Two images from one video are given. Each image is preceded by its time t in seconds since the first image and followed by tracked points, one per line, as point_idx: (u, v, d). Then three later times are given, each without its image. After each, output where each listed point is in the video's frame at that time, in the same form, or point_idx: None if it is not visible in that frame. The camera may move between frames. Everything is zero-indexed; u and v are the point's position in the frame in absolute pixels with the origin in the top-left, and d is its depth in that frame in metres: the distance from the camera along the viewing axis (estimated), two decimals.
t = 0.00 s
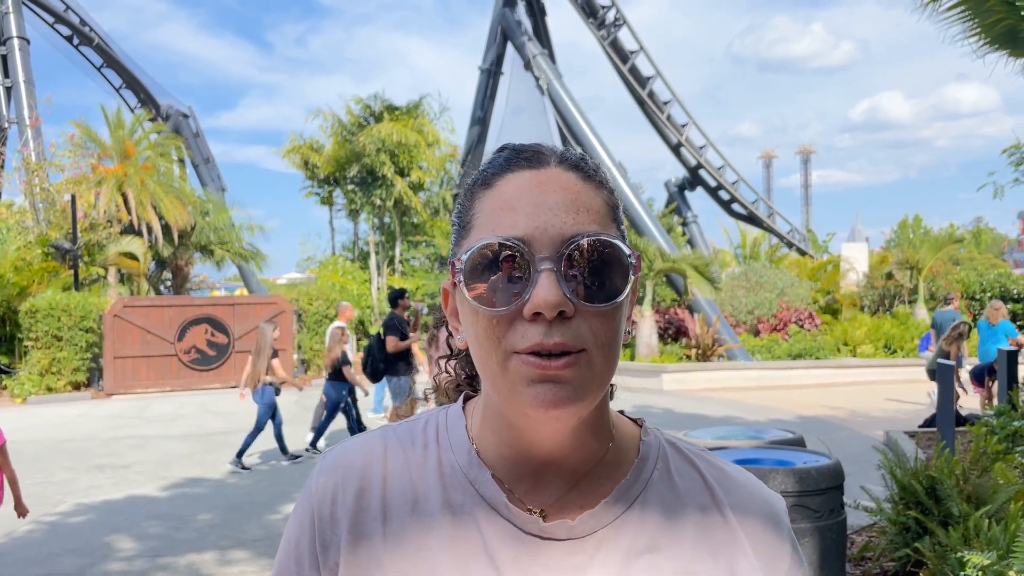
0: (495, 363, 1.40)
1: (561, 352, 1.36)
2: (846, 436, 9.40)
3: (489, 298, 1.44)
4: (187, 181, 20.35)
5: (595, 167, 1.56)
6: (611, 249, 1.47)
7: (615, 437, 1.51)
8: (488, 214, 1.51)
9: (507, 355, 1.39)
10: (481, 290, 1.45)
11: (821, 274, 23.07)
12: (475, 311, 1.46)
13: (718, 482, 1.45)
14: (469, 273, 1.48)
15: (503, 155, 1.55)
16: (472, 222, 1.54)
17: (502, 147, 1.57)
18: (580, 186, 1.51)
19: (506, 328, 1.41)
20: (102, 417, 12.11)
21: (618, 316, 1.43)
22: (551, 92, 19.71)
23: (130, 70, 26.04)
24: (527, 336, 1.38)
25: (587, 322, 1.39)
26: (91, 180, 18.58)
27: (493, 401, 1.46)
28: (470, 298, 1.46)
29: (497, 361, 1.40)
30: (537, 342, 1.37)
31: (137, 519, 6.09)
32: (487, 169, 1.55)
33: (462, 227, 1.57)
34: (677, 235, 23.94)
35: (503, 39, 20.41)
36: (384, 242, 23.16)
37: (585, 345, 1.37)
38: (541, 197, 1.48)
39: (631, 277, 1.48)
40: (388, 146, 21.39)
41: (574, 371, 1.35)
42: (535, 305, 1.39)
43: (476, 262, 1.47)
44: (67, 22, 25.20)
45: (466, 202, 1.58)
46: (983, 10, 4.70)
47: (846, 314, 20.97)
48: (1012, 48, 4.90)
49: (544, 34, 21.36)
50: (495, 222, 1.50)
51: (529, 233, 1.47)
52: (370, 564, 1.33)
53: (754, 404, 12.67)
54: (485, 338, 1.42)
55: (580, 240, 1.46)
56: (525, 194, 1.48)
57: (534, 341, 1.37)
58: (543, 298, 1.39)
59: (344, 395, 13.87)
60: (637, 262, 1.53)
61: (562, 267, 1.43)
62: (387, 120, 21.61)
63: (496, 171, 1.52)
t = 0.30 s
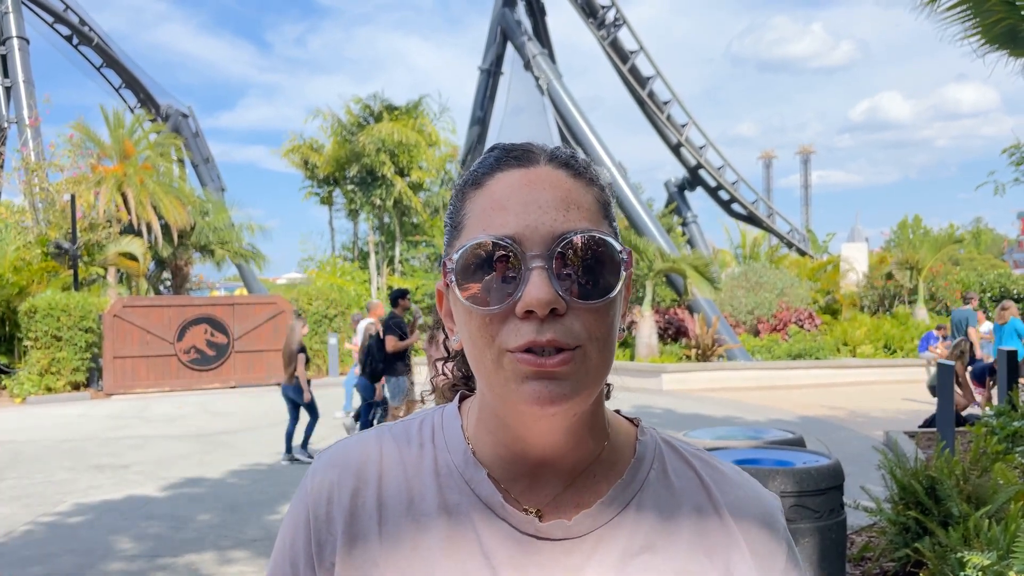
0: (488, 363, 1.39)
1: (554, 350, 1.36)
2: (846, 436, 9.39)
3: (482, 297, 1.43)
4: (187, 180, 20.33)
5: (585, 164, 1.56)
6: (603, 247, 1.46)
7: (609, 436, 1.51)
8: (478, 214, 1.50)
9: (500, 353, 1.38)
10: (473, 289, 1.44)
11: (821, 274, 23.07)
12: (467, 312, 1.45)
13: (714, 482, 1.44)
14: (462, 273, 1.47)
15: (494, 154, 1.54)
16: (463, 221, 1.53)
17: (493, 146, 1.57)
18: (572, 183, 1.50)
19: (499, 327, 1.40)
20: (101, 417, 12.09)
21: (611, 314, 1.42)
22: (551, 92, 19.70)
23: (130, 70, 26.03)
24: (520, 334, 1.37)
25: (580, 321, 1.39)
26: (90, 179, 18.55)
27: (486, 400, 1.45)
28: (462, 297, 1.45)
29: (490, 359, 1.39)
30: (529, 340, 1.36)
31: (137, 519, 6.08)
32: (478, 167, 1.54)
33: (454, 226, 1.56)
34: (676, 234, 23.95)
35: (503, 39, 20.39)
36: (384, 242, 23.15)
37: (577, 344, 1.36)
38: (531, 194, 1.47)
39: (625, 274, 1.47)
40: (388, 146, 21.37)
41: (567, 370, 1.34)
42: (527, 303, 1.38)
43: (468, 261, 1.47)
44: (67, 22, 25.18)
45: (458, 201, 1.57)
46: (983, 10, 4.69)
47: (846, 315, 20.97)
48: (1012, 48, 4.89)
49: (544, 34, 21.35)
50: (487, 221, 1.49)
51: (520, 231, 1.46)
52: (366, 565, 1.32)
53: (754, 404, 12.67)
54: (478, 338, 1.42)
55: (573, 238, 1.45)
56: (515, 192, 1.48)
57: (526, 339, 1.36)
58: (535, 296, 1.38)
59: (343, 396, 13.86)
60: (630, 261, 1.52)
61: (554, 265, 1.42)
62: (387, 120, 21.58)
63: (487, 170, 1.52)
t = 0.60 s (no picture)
0: (485, 364, 1.38)
1: (550, 351, 1.35)
2: (845, 436, 9.38)
3: (478, 297, 1.42)
4: (186, 181, 20.32)
5: (583, 162, 1.55)
6: (599, 247, 1.46)
7: (605, 437, 1.50)
8: (475, 213, 1.49)
9: (495, 357, 1.38)
10: (469, 288, 1.44)
11: (821, 274, 23.05)
12: (464, 311, 1.44)
13: (709, 480, 1.43)
14: (458, 271, 1.46)
15: (491, 153, 1.53)
16: (459, 221, 1.52)
17: (490, 144, 1.56)
18: (568, 183, 1.49)
19: (496, 328, 1.39)
20: (101, 417, 12.09)
21: (606, 316, 1.42)
22: (550, 92, 19.69)
23: (130, 70, 26.01)
24: (516, 336, 1.37)
25: (576, 323, 1.38)
26: (90, 180, 18.55)
27: (481, 402, 1.45)
28: (458, 296, 1.44)
29: (485, 362, 1.38)
30: (526, 341, 1.36)
31: (136, 519, 6.08)
32: (474, 166, 1.53)
33: (450, 226, 1.56)
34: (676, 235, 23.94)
35: (502, 39, 20.38)
36: (383, 242, 23.12)
37: (573, 346, 1.36)
38: (528, 193, 1.47)
39: (621, 275, 1.47)
40: (388, 146, 21.34)
41: (563, 373, 1.34)
42: (523, 303, 1.37)
43: (464, 260, 1.46)
44: (67, 22, 25.15)
45: (454, 200, 1.56)
46: (983, 9, 4.69)
47: (846, 315, 20.96)
48: (1011, 47, 4.88)
49: (544, 34, 21.34)
50: (483, 220, 1.48)
51: (517, 231, 1.45)
52: (360, 566, 1.31)
53: (754, 404, 12.66)
54: (474, 338, 1.41)
55: (569, 238, 1.44)
56: (512, 191, 1.47)
57: (523, 341, 1.36)
58: (532, 296, 1.37)
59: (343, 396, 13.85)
60: (627, 260, 1.51)
61: (551, 265, 1.42)
62: (387, 120, 21.56)
63: (484, 169, 1.50)
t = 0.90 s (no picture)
0: (488, 366, 1.38)
1: (552, 353, 1.35)
2: (845, 436, 9.38)
3: (480, 298, 1.42)
4: (185, 180, 20.31)
5: (580, 160, 1.54)
6: (601, 245, 1.45)
7: (611, 436, 1.50)
8: (473, 214, 1.49)
9: (499, 358, 1.37)
10: (470, 290, 1.43)
11: (820, 273, 23.06)
12: (465, 313, 1.44)
13: (717, 480, 1.43)
14: (459, 273, 1.46)
15: (487, 155, 1.53)
16: (459, 224, 1.52)
17: (487, 146, 1.56)
18: (567, 181, 1.49)
19: (499, 329, 1.39)
20: (100, 417, 12.08)
21: (610, 315, 1.41)
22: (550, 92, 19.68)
23: (129, 69, 25.99)
24: (519, 337, 1.36)
25: (579, 322, 1.37)
26: (89, 178, 18.56)
27: (487, 403, 1.44)
28: (460, 298, 1.44)
29: (489, 363, 1.38)
30: (529, 344, 1.35)
31: (135, 518, 6.07)
32: (472, 168, 1.53)
33: (450, 228, 1.55)
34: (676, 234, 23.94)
35: (502, 38, 20.39)
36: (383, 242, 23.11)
37: (575, 347, 1.35)
38: (526, 193, 1.46)
39: (624, 274, 1.46)
40: (387, 146, 21.33)
41: (565, 374, 1.33)
42: (525, 303, 1.37)
43: (466, 262, 1.45)
44: (66, 21, 25.13)
45: (453, 203, 1.56)
46: (983, 9, 4.69)
47: (845, 315, 20.97)
48: (1012, 46, 4.89)
49: (544, 34, 21.34)
50: (483, 221, 1.47)
51: (516, 231, 1.45)
52: (367, 564, 1.30)
53: (754, 404, 12.66)
54: (476, 340, 1.40)
55: (570, 237, 1.43)
56: (510, 192, 1.47)
57: (526, 343, 1.35)
58: (533, 296, 1.37)
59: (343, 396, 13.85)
60: (629, 258, 1.51)
61: (552, 264, 1.41)
62: (386, 120, 21.55)
63: (482, 170, 1.50)
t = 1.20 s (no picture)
0: (496, 358, 1.38)
1: (559, 345, 1.35)
2: (844, 434, 9.39)
3: (488, 291, 1.42)
4: (184, 178, 20.30)
5: (589, 159, 1.56)
6: (609, 240, 1.46)
7: (616, 426, 1.51)
8: (485, 208, 1.49)
9: (508, 351, 1.38)
10: (480, 283, 1.43)
11: (819, 271, 23.08)
12: (474, 305, 1.44)
13: (721, 464, 1.44)
14: (469, 266, 1.46)
15: (499, 150, 1.54)
16: (469, 218, 1.53)
17: (498, 141, 1.57)
18: (577, 178, 1.50)
19: (507, 321, 1.39)
20: (100, 415, 12.08)
21: (616, 309, 1.41)
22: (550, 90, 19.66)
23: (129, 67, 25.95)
24: (528, 330, 1.36)
25: (586, 315, 1.37)
26: (88, 177, 18.57)
27: (493, 395, 1.45)
28: (469, 291, 1.44)
29: (498, 356, 1.39)
30: (537, 336, 1.35)
31: (135, 517, 6.08)
32: (484, 163, 1.54)
33: (460, 223, 1.56)
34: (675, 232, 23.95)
35: (501, 36, 20.38)
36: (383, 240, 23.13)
37: (584, 338, 1.35)
38: (537, 188, 1.47)
39: (630, 269, 1.47)
40: (386, 144, 21.32)
41: (571, 364, 1.34)
42: (533, 296, 1.37)
43: (475, 256, 1.46)
44: (65, 19, 25.08)
45: (464, 197, 1.57)
46: (982, 7, 4.68)
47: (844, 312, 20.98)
48: (1011, 44, 4.89)
49: (543, 32, 21.31)
50: (493, 215, 1.48)
51: (527, 225, 1.45)
52: (373, 553, 1.31)
53: (753, 402, 12.68)
54: (485, 332, 1.41)
55: (578, 232, 1.44)
56: (522, 186, 1.47)
57: (534, 336, 1.35)
58: (542, 288, 1.37)
59: (343, 394, 13.86)
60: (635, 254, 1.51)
61: (562, 258, 1.42)
62: (385, 118, 21.52)
63: (493, 166, 1.51)
